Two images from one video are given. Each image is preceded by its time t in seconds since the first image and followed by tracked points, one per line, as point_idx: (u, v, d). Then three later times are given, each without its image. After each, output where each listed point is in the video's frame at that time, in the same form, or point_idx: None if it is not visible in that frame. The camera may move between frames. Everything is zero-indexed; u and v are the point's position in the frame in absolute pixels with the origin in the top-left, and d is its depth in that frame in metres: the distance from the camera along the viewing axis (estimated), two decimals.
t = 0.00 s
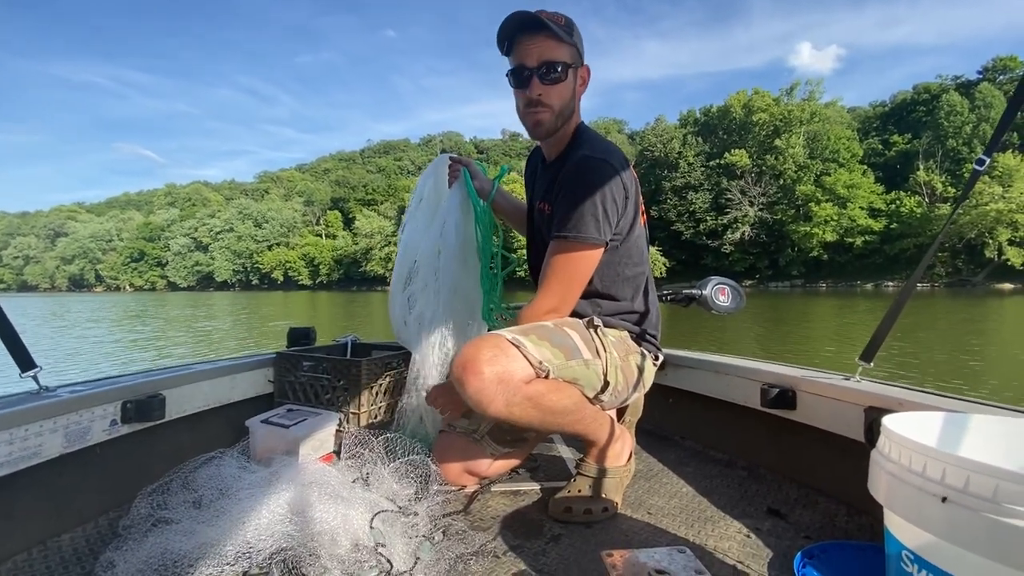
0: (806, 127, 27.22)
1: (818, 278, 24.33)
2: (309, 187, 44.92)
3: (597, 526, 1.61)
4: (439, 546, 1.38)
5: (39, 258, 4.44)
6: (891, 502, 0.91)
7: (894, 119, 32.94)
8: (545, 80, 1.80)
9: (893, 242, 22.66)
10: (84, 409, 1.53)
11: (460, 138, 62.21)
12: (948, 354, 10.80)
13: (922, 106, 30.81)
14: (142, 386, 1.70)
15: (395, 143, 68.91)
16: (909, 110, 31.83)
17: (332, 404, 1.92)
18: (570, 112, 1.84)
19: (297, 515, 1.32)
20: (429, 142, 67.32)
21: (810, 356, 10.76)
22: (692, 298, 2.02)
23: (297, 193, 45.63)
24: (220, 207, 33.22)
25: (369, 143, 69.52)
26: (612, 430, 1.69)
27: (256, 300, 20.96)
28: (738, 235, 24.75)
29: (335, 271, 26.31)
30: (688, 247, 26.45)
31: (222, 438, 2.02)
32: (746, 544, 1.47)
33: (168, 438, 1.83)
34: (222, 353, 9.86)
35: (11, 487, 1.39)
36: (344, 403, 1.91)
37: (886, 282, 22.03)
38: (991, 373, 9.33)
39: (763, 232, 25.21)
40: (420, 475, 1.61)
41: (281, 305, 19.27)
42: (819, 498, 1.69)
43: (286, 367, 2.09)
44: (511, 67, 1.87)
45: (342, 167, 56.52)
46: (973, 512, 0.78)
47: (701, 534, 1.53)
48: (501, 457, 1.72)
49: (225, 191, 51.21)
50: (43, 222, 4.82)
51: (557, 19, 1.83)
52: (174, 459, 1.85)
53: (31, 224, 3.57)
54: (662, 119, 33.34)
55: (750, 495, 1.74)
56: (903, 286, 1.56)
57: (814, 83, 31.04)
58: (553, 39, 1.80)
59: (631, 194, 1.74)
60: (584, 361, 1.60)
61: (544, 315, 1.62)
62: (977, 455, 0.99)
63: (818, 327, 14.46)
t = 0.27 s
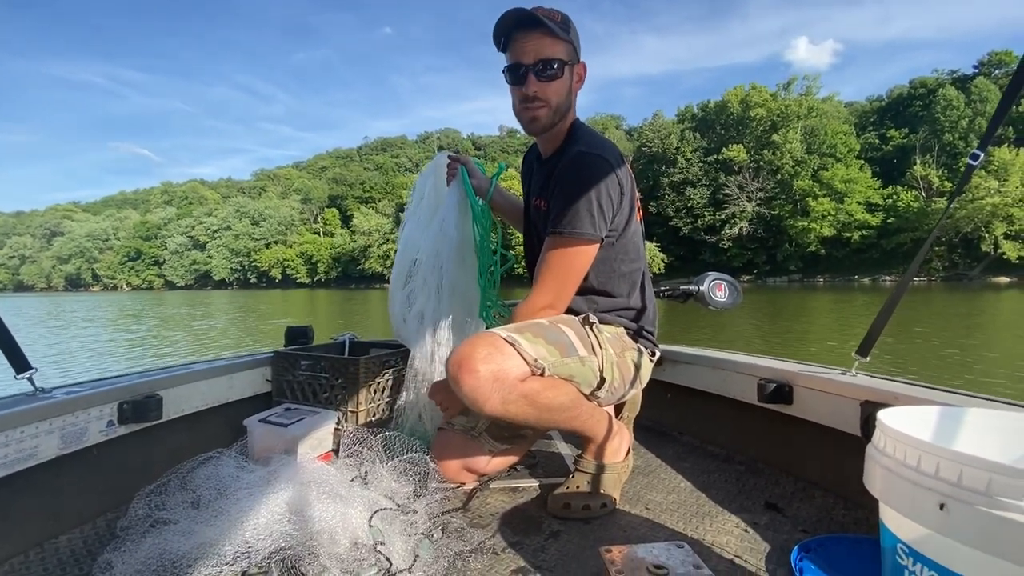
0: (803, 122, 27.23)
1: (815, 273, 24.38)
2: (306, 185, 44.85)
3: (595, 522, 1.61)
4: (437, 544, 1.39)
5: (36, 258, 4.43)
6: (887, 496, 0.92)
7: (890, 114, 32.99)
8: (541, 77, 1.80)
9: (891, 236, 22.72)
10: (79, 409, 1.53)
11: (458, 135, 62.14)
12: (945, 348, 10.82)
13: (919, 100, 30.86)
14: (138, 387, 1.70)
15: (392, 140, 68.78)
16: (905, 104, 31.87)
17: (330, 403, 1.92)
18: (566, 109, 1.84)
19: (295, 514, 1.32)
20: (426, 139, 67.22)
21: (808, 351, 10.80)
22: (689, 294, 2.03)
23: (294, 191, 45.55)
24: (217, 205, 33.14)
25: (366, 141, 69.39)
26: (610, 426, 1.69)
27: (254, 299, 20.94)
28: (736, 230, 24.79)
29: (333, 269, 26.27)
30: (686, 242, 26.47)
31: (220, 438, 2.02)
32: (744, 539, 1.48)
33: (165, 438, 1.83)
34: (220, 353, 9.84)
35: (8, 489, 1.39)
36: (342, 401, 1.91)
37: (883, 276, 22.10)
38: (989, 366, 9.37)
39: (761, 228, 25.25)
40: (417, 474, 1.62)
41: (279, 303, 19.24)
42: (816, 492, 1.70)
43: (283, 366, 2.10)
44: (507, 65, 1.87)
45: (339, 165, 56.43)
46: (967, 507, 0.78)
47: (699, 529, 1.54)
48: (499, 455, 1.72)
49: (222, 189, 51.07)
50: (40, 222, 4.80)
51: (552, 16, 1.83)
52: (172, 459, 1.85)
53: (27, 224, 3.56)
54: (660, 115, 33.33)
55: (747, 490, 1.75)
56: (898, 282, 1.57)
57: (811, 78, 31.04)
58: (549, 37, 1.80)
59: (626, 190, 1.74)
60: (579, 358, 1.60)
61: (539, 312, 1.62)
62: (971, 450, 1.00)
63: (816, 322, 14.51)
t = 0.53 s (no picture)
0: (800, 117, 27.21)
1: (813, 268, 24.42)
2: (303, 182, 44.74)
3: (594, 518, 1.62)
4: (436, 542, 1.39)
5: (32, 257, 4.41)
6: (882, 492, 0.93)
7: (887, 109, 33.00)
8: (535, 78, 1.80)
9: (887, 231, 22.77)
10: (77, 410, 1.53)
11: (455, 131, 62.00)
12: (941, 342, 10.86)
13: (915, 95, 30.88)
14: (136, 387, 1.71)
15: (389, 137, 68.61)
16: (902, 99, 31.89)
17: (328, 402, 1.93)
18: (561, 108, 1.84)
19: (294, 513, 1.33)
20: (423, 135, 67.07)
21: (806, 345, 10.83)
22: (685, 291, 2.04)
23: (291, 189, 45.44)
24: (214, 203, 33.03)
25: (362, 138, 69.20)
26: (607, 422, 1.70)
27: (251, 297, 20.91)
28: (733, 226, 24.82)
29: (330, 267, 26.21)
30: (684, 238, 26.50)
31: (219, 438, 2.03)
32: (740, 533, 1.49)
33: (163, 439, 1.83)
34: (219, 351, 9.84)
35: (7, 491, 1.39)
36: (340, 400, 1.92)
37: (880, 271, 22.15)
38: (985, 360, 9.41)
39: (758, 223, 25.28)
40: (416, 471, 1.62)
41: (277, 302, 19.22)
42: (812, 487, 1.71)
43: (280, 365, 2.10)
44: (501, 66, 1.87)
45: (336, 162, 56.27)
46: (960, 500, 0.79)
47: (696, 524, 1.55)
48: (498, 452, 1.73)
49: (218, 187, 50.93)
50: (36, 221, 4.78)
51: (545, 16, 1.83)
52: (170, 459, 1.85)
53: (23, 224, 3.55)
54: (657, 111, 33.28)
55: (743, 485, 1.77)
56: (893, 277, 1.57)
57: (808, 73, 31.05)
58: (542, 37, 1.80)
59: (621, 187, 1.75)
60: (576, 355, 1.61)
61: (536, 310, 1.63)
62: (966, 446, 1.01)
63: (813, 316, 14.55)
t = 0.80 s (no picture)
0: (796, 113, 27.19)
1: (809, 263, 24.48)
2: (299, 180, 44.60)
3: (590, 512, 1.63)
4: (432, 537, 1.39)
5: (25, 255, 4.39)
6: (873, 483, 0.93)
7: (883, 104, 33.03)
8: (518, 77, 1.80)
9: (883, 226, 22.86)
10: (71, 408, 1.53)
11: (451, 128, 61.87)
12: (934, 336, 10.90)
13: (911, 90, 30.92)
14: (131, 385, 1.70)
15: (385, 134, 68.40)
16: (897, 94, 31.92)
17: (325, 397, 1.94)
18: (547, 106, 1.83)
19: (291, 510, 1.33)
20: (419, 132, 66.88)
21: (802, 340, 10.88)
22: (680, 286, 2.04)
23: (287, 186, 45.30)
24: (209, 201, 32.90)
25: (358, 135, 68.99)
26: (602, 417, 1.71)
27: (248, 295, 20.87)
28: (730, 222, 24.88)
29: (326, 264, 26.16)
30: (681, 234, 26.52)
31: (214, 434, 2.03)
32: (734, 525, 1.50)
33: (159, 436, 1.83)
34: (216, 349, 9.82)
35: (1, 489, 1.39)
36: (337, 395, 1.93)
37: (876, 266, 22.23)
38: (979, 354, 9.47)
39: (755, 218, 25.31)
40: (412, 466, 1.63)
41: (275, 300, 19.19)
42: (807, 480, 1.72)
43: (276, 362, 2.10)
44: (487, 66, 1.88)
45: (332, 159, 56.10)
46: (949, 489, 0.80)
47: (691, 517, 1.56)
48: (493, 446, 1.74)
49: (214, 185, 50.73)
50: (29, 220, 4.76)
51: (527, 15, 1.82)
52: (166, 456, 1.86)
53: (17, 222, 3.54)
54: (653, 106, 33.24)
55: (738, 478, 1.78)
56: (886, 271, 1.59)
57: (804, 69, 31.05)
58: (525, 35, 1.79)
59: (616, 183, 1.75)
60: (571, 349, 1.62)
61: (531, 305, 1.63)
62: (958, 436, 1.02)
63: (810, 312, 14.59)
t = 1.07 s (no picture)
0: (792, 111, 27.16)
1: (804, 261, 24.54)
2: (295, 178, 44.45)
3: (584, 507, 1.63)
4: (427, 534, 1.39)
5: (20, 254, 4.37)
6: (866, 475, 0.94)
7: (878, 102, 33.09)
8: (497, 75, 1.79)
9: (878, 224, 22.99)
10: (64, 406, 1.52)
11: (447, 127, 61.74)
12: (928, 334, 10.95)
13: (906, 88, 30.97)
14: (124, 382, 1.70)
15: (381, 133, 68.21)
16: (892, 92, 31.97)
17: (320, 394, 1.94)
18: (532, 102, 1.82)
19: (286, 507, 1.33)
20: (415, 130, 66.72)
21: (798, 338, 10.93)
22: (675, 283, 2.05)
23: (283, 185, 45.17)
24: (204, 200, 32.77)
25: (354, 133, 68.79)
26: (596, 413, 1.72)
27: (244, 295, 20.80)
28: (726, 220, 24.92)
29: (322, 263, 26.09)
30: (677, 233, 26.56)
31: (209, 432, 2.03)
32: (729, 520, 1.51)
33: (153, 433, 1.83)
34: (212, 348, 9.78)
35: None
36: (333, 393, 1.93)
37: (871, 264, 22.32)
38: (974, 351, 9.53)
39: (750, 216, 25.36)
40: (408, 463, 1.63)
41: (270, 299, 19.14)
42: (800, 475, 1.73)
43: (271, 359, 2.10)
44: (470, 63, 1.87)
45: (328, 158, 55.93)
46: (939, 480, 0.81)
47: (686, 512, 1.57)
48: (488, 443, 1.74)
49: (209, 184, 50.53)
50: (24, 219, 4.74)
51: (507, 14, 1.80)
52: (160, 455, 1.86)
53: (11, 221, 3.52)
54: (649, 105, 33.24)
55: (732, 473, 1.78)
56: (878, 267, 1.59)
57: (799, 67, 31.09)
58: (502, 33, 1.77)
59: (611, 180, 1.75)
60: (565, 344, 1.62)
61: (525, 302, 1.63)
62: (950, 429, 1.03)
63: (805, 309, 14.63)
